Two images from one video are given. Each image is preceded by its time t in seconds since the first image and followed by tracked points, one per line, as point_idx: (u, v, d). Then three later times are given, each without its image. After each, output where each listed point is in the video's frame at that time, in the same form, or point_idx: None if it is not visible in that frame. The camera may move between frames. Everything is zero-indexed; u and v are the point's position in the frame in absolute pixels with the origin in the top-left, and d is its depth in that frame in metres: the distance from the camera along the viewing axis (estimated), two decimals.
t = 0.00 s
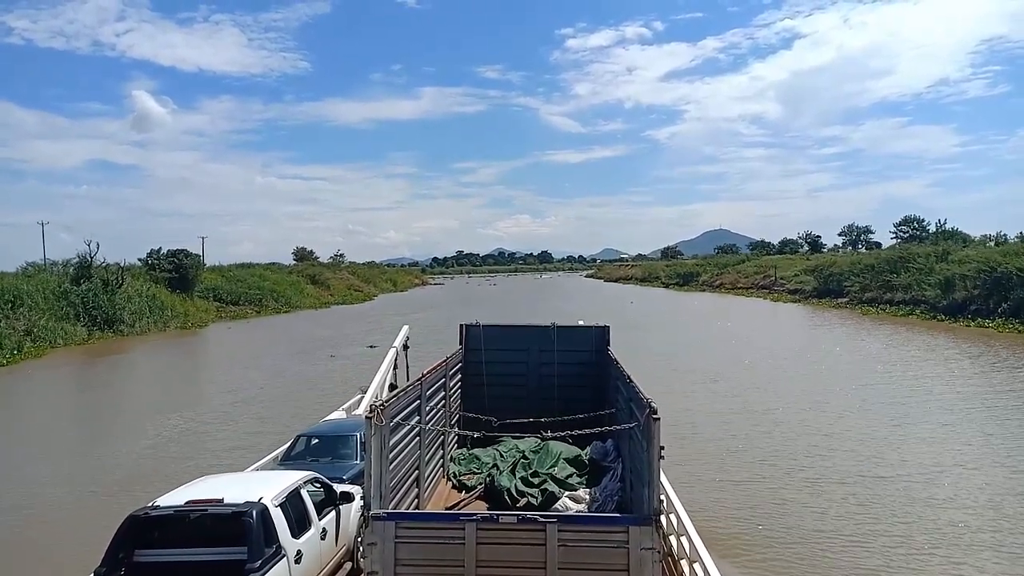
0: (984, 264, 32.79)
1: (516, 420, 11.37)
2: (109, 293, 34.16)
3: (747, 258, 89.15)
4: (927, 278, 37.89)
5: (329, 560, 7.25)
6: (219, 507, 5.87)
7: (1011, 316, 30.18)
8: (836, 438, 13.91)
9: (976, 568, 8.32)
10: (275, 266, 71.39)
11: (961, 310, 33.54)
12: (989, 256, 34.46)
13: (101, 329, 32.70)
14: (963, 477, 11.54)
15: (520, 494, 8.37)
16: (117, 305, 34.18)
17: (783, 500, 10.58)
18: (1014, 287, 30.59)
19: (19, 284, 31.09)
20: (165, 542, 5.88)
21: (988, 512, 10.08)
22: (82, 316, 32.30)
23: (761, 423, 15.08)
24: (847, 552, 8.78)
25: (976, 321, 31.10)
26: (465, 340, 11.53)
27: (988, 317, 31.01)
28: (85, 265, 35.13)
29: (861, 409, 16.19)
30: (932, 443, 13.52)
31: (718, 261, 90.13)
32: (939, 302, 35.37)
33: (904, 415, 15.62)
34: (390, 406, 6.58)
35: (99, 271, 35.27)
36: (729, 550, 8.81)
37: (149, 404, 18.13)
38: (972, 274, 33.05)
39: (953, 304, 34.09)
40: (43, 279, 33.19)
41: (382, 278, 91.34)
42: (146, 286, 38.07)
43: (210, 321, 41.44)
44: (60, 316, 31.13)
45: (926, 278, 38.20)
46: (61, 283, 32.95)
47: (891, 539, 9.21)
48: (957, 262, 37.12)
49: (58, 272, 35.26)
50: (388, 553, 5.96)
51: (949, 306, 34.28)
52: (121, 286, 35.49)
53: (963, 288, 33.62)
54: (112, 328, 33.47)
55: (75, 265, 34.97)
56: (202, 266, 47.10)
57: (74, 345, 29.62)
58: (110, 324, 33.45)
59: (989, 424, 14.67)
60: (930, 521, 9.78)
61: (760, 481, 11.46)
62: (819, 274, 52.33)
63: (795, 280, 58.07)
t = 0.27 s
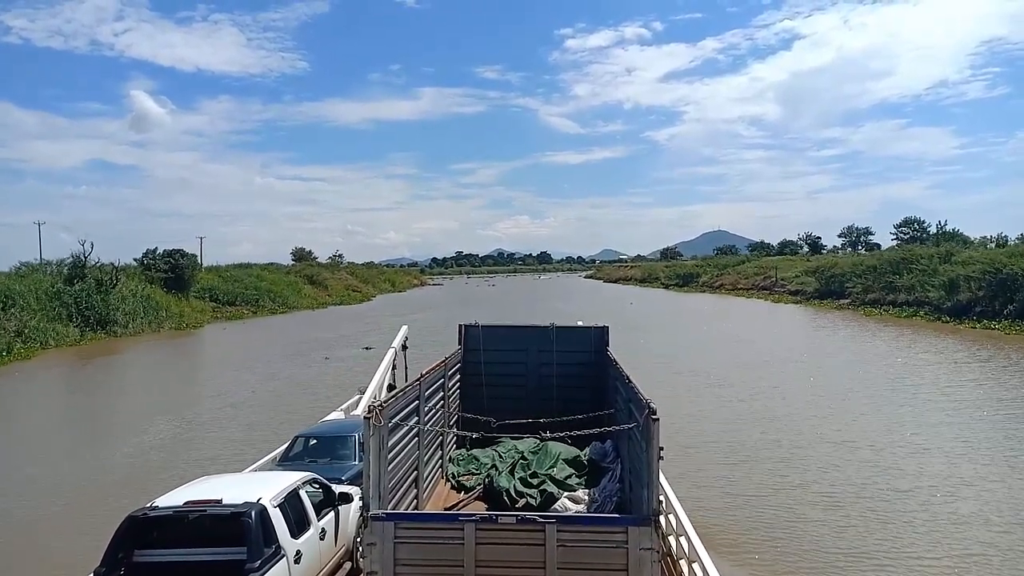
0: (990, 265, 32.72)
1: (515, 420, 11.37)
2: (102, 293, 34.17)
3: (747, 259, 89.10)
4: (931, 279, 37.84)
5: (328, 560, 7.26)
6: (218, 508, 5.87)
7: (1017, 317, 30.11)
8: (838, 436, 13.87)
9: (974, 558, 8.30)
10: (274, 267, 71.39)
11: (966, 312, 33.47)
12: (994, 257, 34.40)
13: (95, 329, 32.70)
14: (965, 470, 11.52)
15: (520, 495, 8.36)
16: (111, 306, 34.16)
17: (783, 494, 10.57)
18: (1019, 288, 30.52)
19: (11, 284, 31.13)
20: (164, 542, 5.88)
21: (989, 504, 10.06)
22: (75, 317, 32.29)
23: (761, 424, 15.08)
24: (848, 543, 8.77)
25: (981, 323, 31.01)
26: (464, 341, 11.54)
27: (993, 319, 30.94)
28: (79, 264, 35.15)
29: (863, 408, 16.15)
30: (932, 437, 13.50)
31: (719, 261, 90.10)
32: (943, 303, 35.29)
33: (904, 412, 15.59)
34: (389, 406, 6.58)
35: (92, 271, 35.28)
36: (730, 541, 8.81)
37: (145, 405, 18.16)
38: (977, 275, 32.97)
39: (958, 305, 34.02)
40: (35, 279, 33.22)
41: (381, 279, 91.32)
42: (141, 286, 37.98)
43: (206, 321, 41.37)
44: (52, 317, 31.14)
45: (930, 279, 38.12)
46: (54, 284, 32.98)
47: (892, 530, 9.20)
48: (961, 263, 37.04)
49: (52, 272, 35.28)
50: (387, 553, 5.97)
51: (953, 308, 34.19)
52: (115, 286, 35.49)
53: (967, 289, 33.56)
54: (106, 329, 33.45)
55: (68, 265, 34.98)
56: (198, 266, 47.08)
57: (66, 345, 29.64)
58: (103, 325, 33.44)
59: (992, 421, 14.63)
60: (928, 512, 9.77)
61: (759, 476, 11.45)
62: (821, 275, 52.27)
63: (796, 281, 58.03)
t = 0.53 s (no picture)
0: (994, 266, 32.66)
1: (513, 421, 11.36)
2: (95, 294, 34.07)
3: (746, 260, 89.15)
4: (934, 281, 37.81)
5: (326, 561, 7.25)
6: (216, 508, 5.86)
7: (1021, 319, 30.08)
8: (838, 438, 13.86)
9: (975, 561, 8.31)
10: (272, 267, 71.35)
11: (970, 313, 33.44)
12: (998, 258, 34.38)
13: (87, 331, 32.66)
14: (965, 474, 11.50)
15: (518, 495, 8.35)
16: (104, 306, 34.11)
17: (783, 496, 10.56)
18: None
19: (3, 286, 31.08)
20: (162, 543, 5.87)
21: (990, 508, 10.05)
22: (68, 318, 32.18)
23: (760, 425, 15.07)
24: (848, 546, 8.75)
25: (986, 325, 30.93)
26: (462, 341, 11.53)
27: (998, 321, 30.91)
28: (72, 265, 35.03)
29: (864, 410, 16.13)
30: (933, 441, 13.51)
31: (718, 262, 90.10)
32: (946, 305, 35.25)
33: (905, 415, 15.60)
34: (388, 407, 6.58)
35: (85, 272, 35.23)
36: (731, 543, 8.80)
37: (140, 406, 18.17)
38: (981, 277, 32.90)
39: (962, 307, 33.99)
40: (28, 280, 33.18)
41: (378, 279, 91.28)
42: (135, 287, 37.89)
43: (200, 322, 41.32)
44: (44, 318, 31.08)
45: (933, 280, 38.08)
46: (47, 284, 32.93)
47: (892, 534, 9.19)
48: (964, 265, 37.02)
49: (45, 273, 35.23)
50: (386, 554, 5.95)
51: (956, 310, 34.13)
52: (108, 287, 35.45)
53: (971, 291, 33.52)
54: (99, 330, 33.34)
55: (61, 266, 34.94)
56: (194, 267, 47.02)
57: (57, 346, 29.59)
58: (96, 326, 33.39)
59: (993, 424, 14.61)
60: (928, 516, 9.78)
61: (759, 477, 11.43)
62: (822, 276, 52.27)
63: (797, 282, 58.04)
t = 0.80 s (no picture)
0: (999, 265, 32.61)
1: (513, 421, 11.36)
2: (89, 294, 34.01)
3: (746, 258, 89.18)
4: (938, 279, 37.79)
5: (326, 561, 7.24)
6: (216, 508, 5.85)
7: None
8: (839, 440, 13.88)
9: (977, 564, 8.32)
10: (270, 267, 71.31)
11: (975, 312, 33.40)
12: (1003, 257, 34.33)
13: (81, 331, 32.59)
14: (966, 477, 11.51)
15: (518, 495, 8.35)
16: (98, 307, 34.04)
17: (783, 496, 10.57)
18: None
19: None
20: (162, 543, 5.86)
21: (991, 511, 10.05)
22: (62, 318, 32.11)
23: (761, 425, 15.07)
24: (850, 549, 8.76)
25: (991, 324, 30.91)
26: (461, 340, 11.52)
27: (1003, 320, 30.88)
28: (66, 265, 34.96)
29: (866, 411, 16.15)
30: (934, 442, 13.53)
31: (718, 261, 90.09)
32: (951, 303, 35.21)
33: (906, 416, 15.61)
34: (388, 407, 6.59)
35: (79, 272, 35.17)
36: (733, 547, 8.80)
37: (136, 407, 18.19)
38: (986, 276, 32.85)
39: (966, 306, 33.94)
40: (21, 281, 33.14)
41: (376, 278, 91.28)
42: (130, 288, 37.84)
43: (196, 322, 41.30)
44: (37, 319, 31.02)
45: (937, 279, 38.08)
46: (40, 285, 32.88)
47: (893, 536, 9.20)
48: (968, 263, 37.02)
49: (39, 274, 35.17)
50: (385, 554, 5.95)
51: (961, 309, 34.14)
52: (102, 288, 35.40)
53: (976, 289, 33.46)
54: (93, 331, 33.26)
55: (56, 267, 34.89)
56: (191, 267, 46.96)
57: (50, 347, 29.52)
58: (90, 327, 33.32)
59: (994, 424, 14.63)
60: (929, 519, 9.79)
61: (760, 479, 11.45)
62: (824, 274, 52.25)
63: (798, 281, 58.04)
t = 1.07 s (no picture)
0: (1007, 264, 32.48)
1: (513, 421, 11.36)
2: (83, 294, 33.98)
3: (748, 258, 89.15)
4: (945, 279, 37.71)
5: (327, 561, 7.26)
6: (217, 509, 5.86)
7: None
8: (840, 440, 13.87)
9: (978, 564, 8.32)
10: (270, 267, 71.36)
11: (982, 313, 33.31)
12: (1010, 256, 34.21)
13: (76, 332, 32.60)
14: (968, 478, 11.50)
15: (518, 495, 8.34)
16: (93, 307, 34.04)
17: (784, 498, 10.58)
18: None
19: None
20: (163, 544, 5.87)
21: (993, 511, 10.04)
22: (55, 319, 32.07)
23: (762, 426, 15.07)
24: (851, 549, 8.76)
25: (999, 324, 30.82)
26: (462, 341, 11.53)
27: (1011, 320, 30.80)
28: (60, 265, 34.93)
29: (868, 412, 16.14)
30: (936, 443, 13.54)
31: (720, 261, 90.05)
32: (958, 304, 35.10)
33: (909, 416, 15.61)
34: (388, 407, 6.61)
35: (74, 272, 35.17)
36: (734, 546, 8.80)
37: (132, 408, 18.23)
38: (994, 275, 32.73)
39: (974, 306, 33.85)
40: (16, 281, 33.13)
41: (376, 278, 91.30)
42: (126, 287, 37.85)
43: (192, 323, 41.31)
44: (32, 319, 31.01)
45: (944, 278, 37.99)
46: (35, 285, 32.87)
47: (893, 536, 9.20)
48: (976, 263, 36.94)
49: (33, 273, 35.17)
50: (386, 554, 5.96)
51: (969, 309, 34.05)
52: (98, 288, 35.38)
53: (984, 290, 33.35)
54: (86, 331, 33.22)
55: (50, 267, 34.87)
56: (188, 267, 46.98)
57: (44, 347, 29.51)
58: (85, 327, 33.31)
59: (998, 424, 14.60)
60: (931, 519, 9.80)
61: (760, 480, 11.45)
62: (828, 274, 52.19)
63: (802, 281, 57.99)
